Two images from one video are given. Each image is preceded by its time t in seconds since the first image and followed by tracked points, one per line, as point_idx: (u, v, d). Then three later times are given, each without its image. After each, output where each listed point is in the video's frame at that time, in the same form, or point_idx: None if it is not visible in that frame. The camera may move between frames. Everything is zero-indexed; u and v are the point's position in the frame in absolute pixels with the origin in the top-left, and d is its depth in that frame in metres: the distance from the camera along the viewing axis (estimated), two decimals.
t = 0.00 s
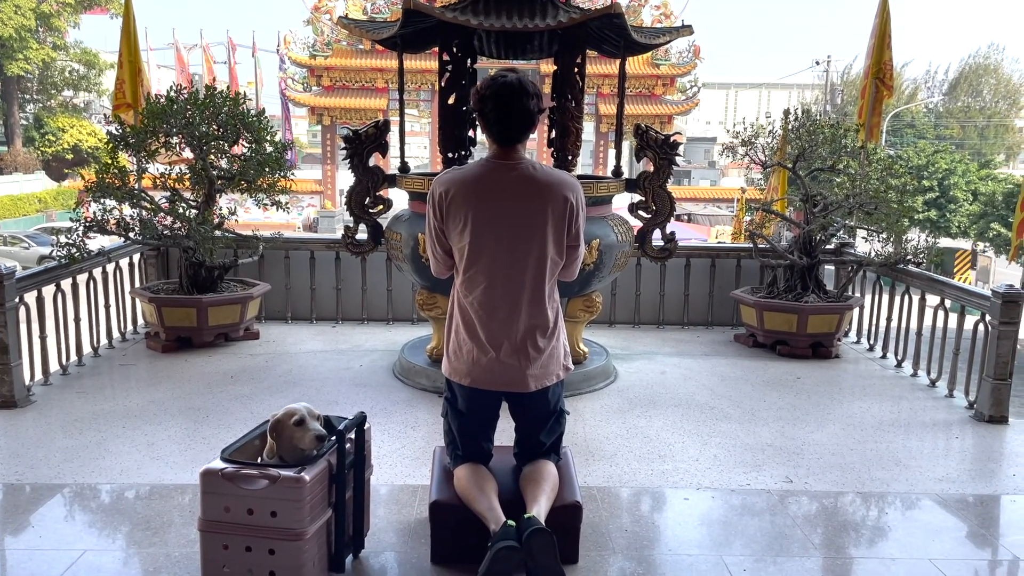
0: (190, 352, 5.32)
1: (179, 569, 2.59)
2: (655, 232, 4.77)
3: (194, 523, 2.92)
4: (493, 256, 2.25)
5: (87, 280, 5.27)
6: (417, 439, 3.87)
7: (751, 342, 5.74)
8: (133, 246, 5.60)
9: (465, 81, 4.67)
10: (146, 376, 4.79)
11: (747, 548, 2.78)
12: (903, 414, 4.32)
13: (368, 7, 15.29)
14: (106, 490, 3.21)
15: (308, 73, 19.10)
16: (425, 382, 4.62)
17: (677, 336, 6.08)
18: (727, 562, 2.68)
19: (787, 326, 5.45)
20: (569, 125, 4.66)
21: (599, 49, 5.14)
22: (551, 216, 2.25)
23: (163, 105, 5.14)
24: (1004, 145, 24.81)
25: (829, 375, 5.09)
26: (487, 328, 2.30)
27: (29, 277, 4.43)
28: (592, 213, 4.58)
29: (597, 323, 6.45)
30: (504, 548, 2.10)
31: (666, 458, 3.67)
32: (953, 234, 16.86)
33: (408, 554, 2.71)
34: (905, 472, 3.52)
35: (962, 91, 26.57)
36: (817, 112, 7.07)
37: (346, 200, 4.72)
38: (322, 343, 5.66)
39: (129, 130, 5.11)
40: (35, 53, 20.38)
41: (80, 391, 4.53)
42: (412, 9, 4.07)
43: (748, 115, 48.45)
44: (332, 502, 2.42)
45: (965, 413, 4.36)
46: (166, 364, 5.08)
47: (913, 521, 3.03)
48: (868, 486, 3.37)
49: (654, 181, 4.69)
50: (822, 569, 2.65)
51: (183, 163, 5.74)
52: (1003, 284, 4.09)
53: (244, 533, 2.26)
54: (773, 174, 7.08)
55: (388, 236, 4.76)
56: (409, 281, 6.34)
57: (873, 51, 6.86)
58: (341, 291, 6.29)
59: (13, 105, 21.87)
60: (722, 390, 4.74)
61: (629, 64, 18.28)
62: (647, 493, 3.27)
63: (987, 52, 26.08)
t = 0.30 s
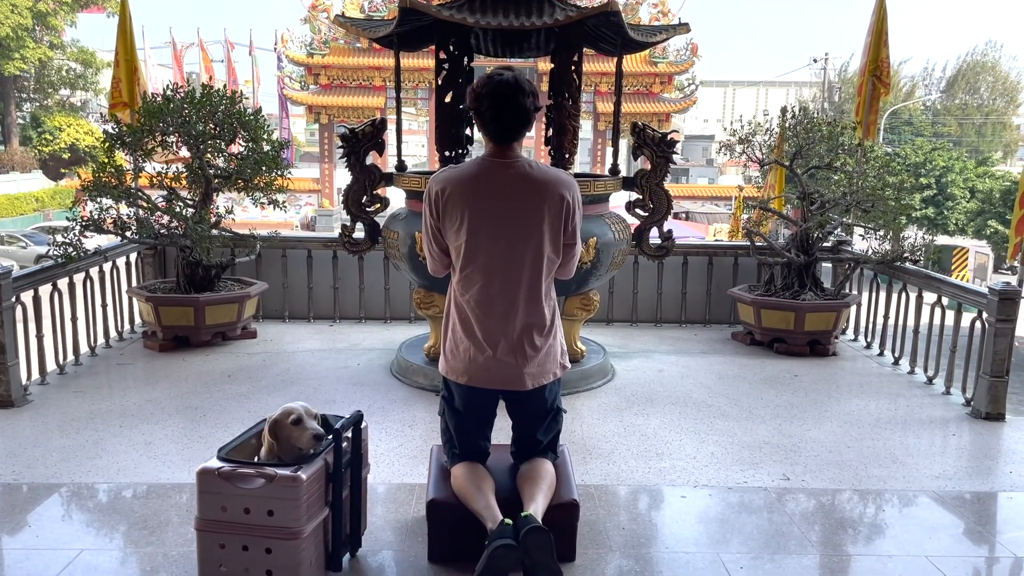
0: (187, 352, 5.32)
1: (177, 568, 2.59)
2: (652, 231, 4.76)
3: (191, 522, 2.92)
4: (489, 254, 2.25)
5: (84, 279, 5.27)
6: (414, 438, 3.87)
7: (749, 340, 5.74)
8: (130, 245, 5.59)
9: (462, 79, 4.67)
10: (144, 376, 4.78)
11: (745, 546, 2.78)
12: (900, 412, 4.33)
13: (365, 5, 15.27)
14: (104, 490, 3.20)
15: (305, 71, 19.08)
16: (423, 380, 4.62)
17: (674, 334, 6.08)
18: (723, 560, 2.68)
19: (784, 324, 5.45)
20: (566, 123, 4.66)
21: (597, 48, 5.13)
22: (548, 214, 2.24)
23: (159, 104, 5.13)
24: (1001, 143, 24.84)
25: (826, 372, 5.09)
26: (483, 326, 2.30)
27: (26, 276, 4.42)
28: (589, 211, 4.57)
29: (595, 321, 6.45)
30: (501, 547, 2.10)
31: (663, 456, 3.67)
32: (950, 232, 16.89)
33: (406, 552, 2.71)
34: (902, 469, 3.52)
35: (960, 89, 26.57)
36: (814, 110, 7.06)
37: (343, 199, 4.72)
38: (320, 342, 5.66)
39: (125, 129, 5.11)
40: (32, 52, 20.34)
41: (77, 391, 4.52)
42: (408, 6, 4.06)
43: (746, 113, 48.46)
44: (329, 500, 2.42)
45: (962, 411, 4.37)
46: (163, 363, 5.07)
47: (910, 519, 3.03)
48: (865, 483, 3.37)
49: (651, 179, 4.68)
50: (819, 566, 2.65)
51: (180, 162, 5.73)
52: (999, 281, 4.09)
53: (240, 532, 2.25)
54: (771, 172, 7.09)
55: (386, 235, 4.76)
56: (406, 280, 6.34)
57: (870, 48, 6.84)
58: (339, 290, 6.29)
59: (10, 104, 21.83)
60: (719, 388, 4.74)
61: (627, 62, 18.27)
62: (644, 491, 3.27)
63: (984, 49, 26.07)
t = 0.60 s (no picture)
0: (186, 351, 5.31)
1: (176, 568, 2.58)
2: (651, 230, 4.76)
3: (190, 522, 2.91)
4: (488, 253, 2.25)
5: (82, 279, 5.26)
6: (413, 437, 3.87)
7: (747, 339, 5.74)
8: (128, 244, 5.58)
9: (460, 79, 4.68)
10: (142, 375, 4.78)
11: (744, 544, 2.78)
12: (898, 410, 4.33)
13: (364, 4, 15.26)
14: (103, 490, 3.20)
15: (304, 70, 19.06)
16: (422, 379, 4.62)
17: (673, 333, 6.08)
18: (723, 558, 2.68)
19: (782, 322, 5.46)
20: (564, 122, 4.64)
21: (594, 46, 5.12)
22: (546, 213, 2.24)
23: (157, 103, 5.11)
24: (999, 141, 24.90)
25: (825, 371, 5.09)
26: (482, 325, 2.30)
27: (24, 276, 4.41)
28: (588, 210, 4.57)
29: (593, 320, 6.45)
30: (499, 546, 2.09)
31: (662, 455, 3.67)
32: (948, 230, 16.91)
33: (405, 552, 2.71)
34: (900, 468, 3.53)
35: (958, 87, 26.59)
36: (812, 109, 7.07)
37: (341, 199, 4.71)
38: (318, 341, 5.65)
39: (123, 129, 5.10)
40: (30, 52, 20.32)
41: (76, 390, 4.51)
42: (406, 5, 4.06)
43: (744, 111, 48.47)
44: (328, 500, 2.42)
45: (960, 409, 4.38)
46: (162, 362, 5.06)
47: (909, 517, 3.03)
48: (863, 481, 3.37)
49: (650, 178, 4.68)
50: (818, 565, 2.66)
51: (178, 161, 5.71)
52: (997, 280, 4.09)
53: (239, 532, 2.25)
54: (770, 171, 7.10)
55: (384, 234, 4.76)
56: (405, 279, 6.34)
57: (868, 47, 6.84)
58: (337, 289, 6.29)
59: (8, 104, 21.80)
60: (718, 386, 4.74)
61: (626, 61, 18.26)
62: (643, 490, 3.27)
63: (982, 48, 26.07)
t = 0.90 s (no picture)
0: (185, 351, 5.31)
1: (175, 568, 2.58)
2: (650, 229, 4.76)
3: (189, 522, 2.91)
4: (488, 252, 2.25)
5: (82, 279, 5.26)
6: (412, 436, 3.87)
7: (746, 338, 5.74)
8: (128, 244, 5.58)
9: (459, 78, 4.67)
10: (141, 375, 4.78)
11: (743, 543, 2.78)
12: (897, 409, 4.33)
13: (363, 4, 15.26)
14: (102, 490, 3.20)
15: (304, 70, 19.07)
16: (421, 379, 4.62)
17: (672, 332, 6.08)
18: (722, 558, 2.68)
19: (782, 321, 5.46)
20: (563, 122, 4.64)
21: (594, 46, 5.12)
22: (546, 212, 2.24)
23: (157, 103, 5.11)
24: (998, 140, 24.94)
25: (824, 370, 5.09)
26: (482, 324, 2.30)
27: (23, 276, 4.41)
28: (587, 210, 4.57)
29: (593, 319, 6.45)
30: (499, 545, 2.09)
31: (662, 454, 3.67)
32: (948, 229, 16.92)
33: (404, 551, 2.71)
34: (900, 467, 3.53)
35: (957, 86, 26.60)
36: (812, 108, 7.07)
37: (341, 198, 4.71)
38: (318, 341, 5.65)
39: (122, 129, 5.10)
40: (30, 52, 20.31)
41: (75, 390, 4.51)
42: (405, 5, 4.06)
43: (744, 110, 48.48)
44: (328, 500, 2.42)
45: (960, 408, 4.38)
46: (161, 362, 5.06)
47: (908, 516, 3.03)
48: (862, 481, 3.38)
49: (649, 178, 4.68)
50: (817, 564, 2.66)
51: (178, 161, 5.71)
52: (997, 278, 4.09)
53: (238, 531, 2.25)
54: (769, 170, 7.10)
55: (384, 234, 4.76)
56: (404, 278, 6.34)
57: (867, 46, 6.85)
58: (337, 289, 6.29)
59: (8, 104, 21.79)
60: (717, 385, 4.75)
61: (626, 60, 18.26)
62: (643, 489, 3.27)
63: (982, 47, 26.10)
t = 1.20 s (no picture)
0: (185, 351, 5.31)
1: (175, 568, 2.58)
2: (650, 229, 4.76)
3: (189, 522, 2.91)
4: (488, 252, 2.25)
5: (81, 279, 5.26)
6: (412, 436, 3.87)
7: (746, 338, 5.74)
8: (128, 244, 5.58)
9: (459, 79, 4.67)
10: (141, 375, 4.78)
11: (743, 543, 2.78)
12: (897, 409, 4.33)
13: (364, 4, 15.28)
14: (102, 490, 3.20)
15: (304, 70, 19.07)
16: (421, 379, 4.62)
17: (672, 332, 6.08)
18: (722, 558, 2.68)
19: (781, 321, 5.46)
20: (563, 122, 4.64)
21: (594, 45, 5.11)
22: (546, 212, 2.24)
23: (157, 103, 5.11)
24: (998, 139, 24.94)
25: (824, 370, 5.09)
26: (482, 324, 2.30)
27: (23, 276, 4.41)
28: (587, 210, 4.57)
29: (592, 319, 6.45)
30: (498, 545, 2.09)
31: (662, 454, 3.67)
32: (948, 228, 16.92)
33: (404, 551, 2.71)
34: (900, 467, 3.53)
35: (957, 85, 26.61)
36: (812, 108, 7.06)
37: (341, 198, 4.71)
38: (318, 341, 5.65)
39: (122, 128, 5.10)
40: (30, 51, 20.32)
41: (75, 390, 4.51)
42: (405, 4, 4.06)
43: (743, 110, 48.47)
44: (327, 499, 2.42)
45: (960, 408, 4.38)
46: (161, 362, 5.06)
47: (908, 516, 3.03)
48: (862, 481, 3.37)
49: (649, 178, 4.68)
50: (817, 564, 2.66)
51: (177, 161, 5.71)
52: (997, 278, 4.09)
53: (238, 531, 2.25)
54: (770, 170, 7.10)
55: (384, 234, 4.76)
56: (404, 278, 6.34)
57: (867, 45, 6.85)
58: (337, 289, 6.29)
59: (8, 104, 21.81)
60: (717, 385, 4.74)
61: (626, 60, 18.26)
62: (643, 489, 3.27)
63: (982, 46, 26.10)
